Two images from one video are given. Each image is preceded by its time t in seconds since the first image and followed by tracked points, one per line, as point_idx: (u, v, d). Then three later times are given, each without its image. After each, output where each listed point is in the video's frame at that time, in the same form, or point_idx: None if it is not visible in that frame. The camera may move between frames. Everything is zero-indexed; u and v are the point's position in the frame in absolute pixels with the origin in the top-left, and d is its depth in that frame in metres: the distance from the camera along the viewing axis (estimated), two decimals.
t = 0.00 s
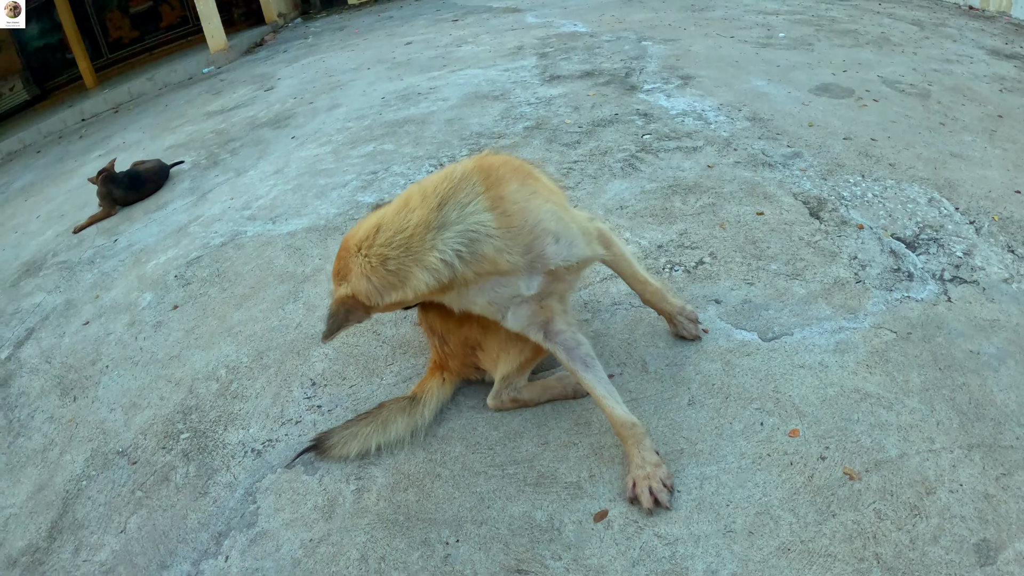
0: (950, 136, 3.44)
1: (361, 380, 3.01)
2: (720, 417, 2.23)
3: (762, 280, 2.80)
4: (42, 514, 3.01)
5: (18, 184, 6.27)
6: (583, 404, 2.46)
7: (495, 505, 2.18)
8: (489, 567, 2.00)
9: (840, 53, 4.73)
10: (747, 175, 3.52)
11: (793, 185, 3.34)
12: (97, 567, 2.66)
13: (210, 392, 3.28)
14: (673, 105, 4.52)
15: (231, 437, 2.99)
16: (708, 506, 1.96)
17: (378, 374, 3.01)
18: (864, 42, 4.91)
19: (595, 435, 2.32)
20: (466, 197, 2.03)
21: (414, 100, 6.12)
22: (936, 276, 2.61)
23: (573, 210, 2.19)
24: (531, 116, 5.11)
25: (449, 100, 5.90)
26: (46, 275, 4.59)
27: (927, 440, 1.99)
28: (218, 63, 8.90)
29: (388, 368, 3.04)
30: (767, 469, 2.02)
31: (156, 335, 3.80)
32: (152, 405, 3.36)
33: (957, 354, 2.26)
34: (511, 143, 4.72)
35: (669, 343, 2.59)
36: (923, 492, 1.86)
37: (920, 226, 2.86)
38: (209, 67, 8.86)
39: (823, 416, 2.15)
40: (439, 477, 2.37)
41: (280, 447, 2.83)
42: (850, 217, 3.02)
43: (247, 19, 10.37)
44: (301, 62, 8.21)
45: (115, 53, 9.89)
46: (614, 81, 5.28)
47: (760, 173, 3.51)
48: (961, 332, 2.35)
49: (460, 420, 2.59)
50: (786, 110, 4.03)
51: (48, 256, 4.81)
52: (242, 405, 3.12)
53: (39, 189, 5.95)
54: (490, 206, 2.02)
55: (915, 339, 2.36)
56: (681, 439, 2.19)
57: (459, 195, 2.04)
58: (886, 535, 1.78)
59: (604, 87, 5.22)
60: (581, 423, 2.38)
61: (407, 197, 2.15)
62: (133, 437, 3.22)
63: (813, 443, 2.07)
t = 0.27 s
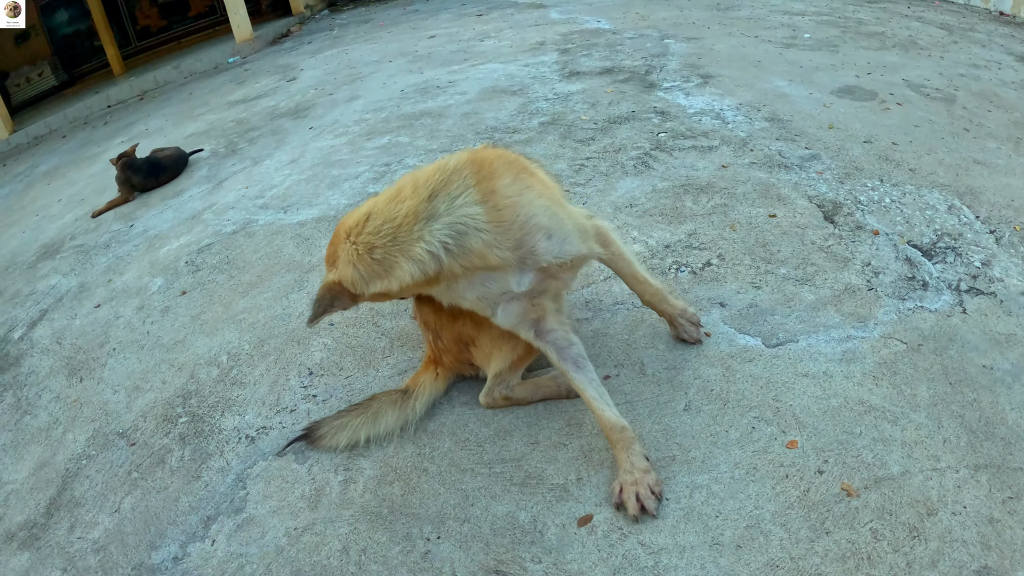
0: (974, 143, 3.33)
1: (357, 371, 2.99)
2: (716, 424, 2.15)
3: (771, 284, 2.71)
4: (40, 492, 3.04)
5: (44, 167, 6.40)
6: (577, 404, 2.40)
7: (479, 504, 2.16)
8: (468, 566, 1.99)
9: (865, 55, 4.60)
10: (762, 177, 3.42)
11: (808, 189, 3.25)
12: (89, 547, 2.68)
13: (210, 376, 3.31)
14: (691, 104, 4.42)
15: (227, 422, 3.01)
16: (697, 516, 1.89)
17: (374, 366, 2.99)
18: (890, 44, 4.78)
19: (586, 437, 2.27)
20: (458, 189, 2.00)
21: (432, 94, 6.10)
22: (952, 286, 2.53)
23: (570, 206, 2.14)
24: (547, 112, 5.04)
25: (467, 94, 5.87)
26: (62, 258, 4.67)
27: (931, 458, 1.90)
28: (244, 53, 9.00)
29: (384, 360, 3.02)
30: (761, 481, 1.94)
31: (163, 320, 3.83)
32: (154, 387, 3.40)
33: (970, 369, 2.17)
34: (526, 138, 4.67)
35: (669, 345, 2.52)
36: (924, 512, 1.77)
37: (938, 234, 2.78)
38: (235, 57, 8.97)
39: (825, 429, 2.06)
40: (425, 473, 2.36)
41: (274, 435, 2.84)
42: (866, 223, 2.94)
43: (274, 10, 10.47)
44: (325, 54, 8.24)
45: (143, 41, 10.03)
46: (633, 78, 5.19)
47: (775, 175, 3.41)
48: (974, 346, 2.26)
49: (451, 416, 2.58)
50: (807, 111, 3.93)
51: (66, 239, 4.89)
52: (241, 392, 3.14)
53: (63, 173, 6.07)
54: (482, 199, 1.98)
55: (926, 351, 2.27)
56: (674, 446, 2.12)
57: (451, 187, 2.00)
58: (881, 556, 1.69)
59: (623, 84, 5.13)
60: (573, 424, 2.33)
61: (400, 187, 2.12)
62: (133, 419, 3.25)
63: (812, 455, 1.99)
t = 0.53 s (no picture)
0: (1000, 152, 3.18)
1: (349, 367, 2.98)
2: (706, 439, 2.06)
3: (777, 293, 2.59)
4: (37, 474, 3.06)
5: (69, 152, 6.52)
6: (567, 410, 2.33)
7: (455, 510, 2.15)
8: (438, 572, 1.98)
9: (893, 58, 4.43)
10: (776, 181, 3.29)
11: (823, 195, 3.12)
12: (79, 531, 2.69)
13: (207, 366, 3.31)
14: (709, 104, 4.29)
15: (219, 412, 3.00)
16: (678, 536, 1.81)
17: (365, 363, 2.97)
18: (920, 47, 4.60)
19: (569, 446, 2.23)
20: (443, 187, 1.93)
21: (450, 88, 6.04)
22: (969, 303, 2.40)
23: (561, 208, 2.06)
24: (563, 109, 4.94)
25: (484, 89, 5.79)
26: (78, 242, 4.70)
27: (933, 486, 1.79)
28: (269, 44, 9.07)
29: (376, 356, 3.00)
30: (749, 503, 1.84)
31: (167, 308, 3.85)
32: (153, 374, 3.41)
33: (982, 393, 2.04)
34: (538, 136, 4.58)
35: (664, 354, 2.43)
36: (920, 546, 1.66)
37: (957, 246, 2.65)
38: (260, 47, 9.04)
39: (823, 451, 1.95)
40: (406, 474, 2.35)
41: (262, 428, 2.83)
42: (882, 232, 2.82)
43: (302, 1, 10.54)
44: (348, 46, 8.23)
45: (171, 29, 10.16)
46: (653, 76, 5.05)
47: (790, 180, 3.28)
48: (989, 368, 2.13)
49: (436, 418, 2.57)
50: (828, 114, 3.78)
51: (83, 223, 4.94)
52: (235, 382, 3.13)
53: (86, 158, 6.18)
54: (467, 198, 1.91)
55: (936, 371, 2.14)
56: (661, 460, 2.04)
57: (436, 185, 1.94)
58: None
59: (641, 82, 5.00)
60: (558, 432, 2.29)
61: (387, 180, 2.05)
62: (131, 405, 3.26)
63: (805, 478, 1.88)
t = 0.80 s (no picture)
0: None
1: (350, 363, 2.99)
2: (701, 456, 1.99)
3: (787, 306, 2.49)
4: (44, 454, 3.11)
5: (99, 137, 6.67)
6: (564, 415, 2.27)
7: (441, 513, 2.13)
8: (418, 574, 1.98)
9: (927, 64, 4.26)
10: (796, 188, 3.18)
11: (844, 205, 3.00)
12: (80, 511, 2.72)
13: (213, 355, 3.33)
14: (732, 106, 4.16)
15: (220, 402, 3.02)
16: (663, 555, 1.76)
17: (365, 360, 2.99)
18: (955, 53, 4.42)
19: (560, 455, 2.19)
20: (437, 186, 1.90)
21: (472, 83, 6.00)
22: (989, 324, 2.30)
23: (558, 213, 2.00)
24: (583, 107, 4.85)
25: (507, 85, 5.73)
26: (101, 228, 4.80)
27: (935, 519, 1.70)
28: (300, 34, 9.13)
29: (377, 354, 3.00)
30: (740, 525, 1.78)
31: (180, 296, 3.89)
32: (161, 361, 3.45)
33: (995, 421, 1.95)
34: (556, 134, 4.50)
35: (665, 364, 2.36)
36: None
37: (980, 263, 2.55)
38: (290, 38, 9.10)
39: (822, 474, 1.86)
40: (395, 474, 2.33)
41: (260, 421, 2.84)
42: (902, 245, 2.71)
43: None
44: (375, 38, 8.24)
45: (205, 17, 10.40)
46: (677, 76, 4.90)
47: (810, 187, 3.17)
48: (1006, 396, 2.02)
49: (431, 419, 2.54)
50: (854, 119, 3.66)
51: (106, 209, 5.04)
52: (239, 373, 3.15)
53: (115, 144, 6.30)
54: (459, 197, 1.88)
55: (948, 396, 2.04)
56: (652, 474, 1.98)
57: (430, 184, 1.91)
58: None
59: (665, 82, 4.86)
60: (550, 440, 2.25)
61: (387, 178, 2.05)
62: (138, 390, 3.30)
63: (801, 502, 1.80)
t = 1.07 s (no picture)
0: None
1: (347, 361, 3.00)
2: (687, 471, 1.94)
3: (790, 319, 2.41)
4: (50, 437, 3.16)
5: (125, 127, 6.80)
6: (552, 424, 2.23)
7: (422, 515, 2.13)
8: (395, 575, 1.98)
9: (954, 71, 4.12)
10: (808, 197, 3.08)
11: (857, 216, 2.90)
12: (79, 495, 2.76)
13: (216, 348, 3.36)
14: (750, 110, 4.05)
15: (219, 394, 3.04)
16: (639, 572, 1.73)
17: (362, 358, 2.99)
18: (984, 61, 4.27)
19: (544, 462, 2.17)
20: (413, 197, 2.00)
21: (490, 81, 5.95)
22: (1001, 345, 2.19)
23: (536, 229, 2.02)
24: (599, 108, 4.73)
25: (524, 84, 5.66)
26: (118, 217, 4.88)
27: (926, 550, 1.64)
28: (325, 27, 9.18)
29: (374, 352, 3.01)
30: (721, 545, 1.73)
31: (189, 287, 3.93)
32: (166, 352, 3.48)
33: (999, 449, 1.86)
34: (569, 136, 4.41)
35: (658, 374, 2.31)
36: None
37: (995, 281, 2.44)
38: (316, 31, 9.17)
39: (811, 496, 1.80)
40: (382, 473, 2.34)
41: (255, 415, 2.85)
42: (915, 259, 2.60)
43: None
44: (398, 34, 8.24)
45: (234, 9, 10.60)
46: (696, 78, 4.75)
47: (823, 196, 3.07)
48: (1013, 423, 1.92)
49: (421, 419, 2.53)
50: (874, 127, 3.55)
51: (125, 198, 5.13)
52: (239, 366, 3.17)
53: (139, 134, 6.40)
54: (432, 211, 1.97)
55: (951, 421, 1.96)
56: (636, 487, 1.94)
57: (408, 194, 2.01)
58: None
59: (684, 83, 4.72)
60: (535, 447, 2.23)
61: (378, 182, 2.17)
62: (142, 379, 3.34)
63: (787, 524, 1.74)
